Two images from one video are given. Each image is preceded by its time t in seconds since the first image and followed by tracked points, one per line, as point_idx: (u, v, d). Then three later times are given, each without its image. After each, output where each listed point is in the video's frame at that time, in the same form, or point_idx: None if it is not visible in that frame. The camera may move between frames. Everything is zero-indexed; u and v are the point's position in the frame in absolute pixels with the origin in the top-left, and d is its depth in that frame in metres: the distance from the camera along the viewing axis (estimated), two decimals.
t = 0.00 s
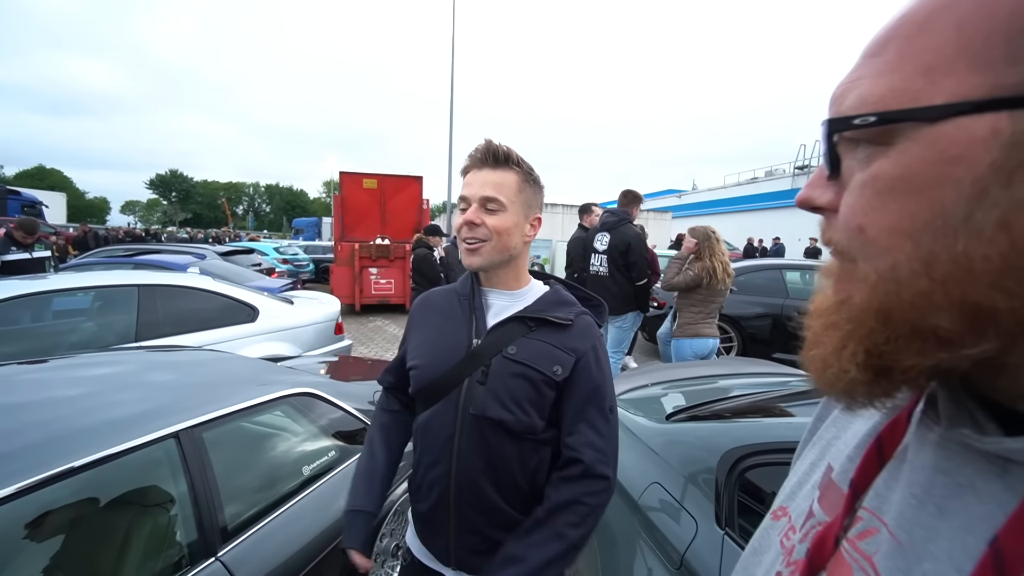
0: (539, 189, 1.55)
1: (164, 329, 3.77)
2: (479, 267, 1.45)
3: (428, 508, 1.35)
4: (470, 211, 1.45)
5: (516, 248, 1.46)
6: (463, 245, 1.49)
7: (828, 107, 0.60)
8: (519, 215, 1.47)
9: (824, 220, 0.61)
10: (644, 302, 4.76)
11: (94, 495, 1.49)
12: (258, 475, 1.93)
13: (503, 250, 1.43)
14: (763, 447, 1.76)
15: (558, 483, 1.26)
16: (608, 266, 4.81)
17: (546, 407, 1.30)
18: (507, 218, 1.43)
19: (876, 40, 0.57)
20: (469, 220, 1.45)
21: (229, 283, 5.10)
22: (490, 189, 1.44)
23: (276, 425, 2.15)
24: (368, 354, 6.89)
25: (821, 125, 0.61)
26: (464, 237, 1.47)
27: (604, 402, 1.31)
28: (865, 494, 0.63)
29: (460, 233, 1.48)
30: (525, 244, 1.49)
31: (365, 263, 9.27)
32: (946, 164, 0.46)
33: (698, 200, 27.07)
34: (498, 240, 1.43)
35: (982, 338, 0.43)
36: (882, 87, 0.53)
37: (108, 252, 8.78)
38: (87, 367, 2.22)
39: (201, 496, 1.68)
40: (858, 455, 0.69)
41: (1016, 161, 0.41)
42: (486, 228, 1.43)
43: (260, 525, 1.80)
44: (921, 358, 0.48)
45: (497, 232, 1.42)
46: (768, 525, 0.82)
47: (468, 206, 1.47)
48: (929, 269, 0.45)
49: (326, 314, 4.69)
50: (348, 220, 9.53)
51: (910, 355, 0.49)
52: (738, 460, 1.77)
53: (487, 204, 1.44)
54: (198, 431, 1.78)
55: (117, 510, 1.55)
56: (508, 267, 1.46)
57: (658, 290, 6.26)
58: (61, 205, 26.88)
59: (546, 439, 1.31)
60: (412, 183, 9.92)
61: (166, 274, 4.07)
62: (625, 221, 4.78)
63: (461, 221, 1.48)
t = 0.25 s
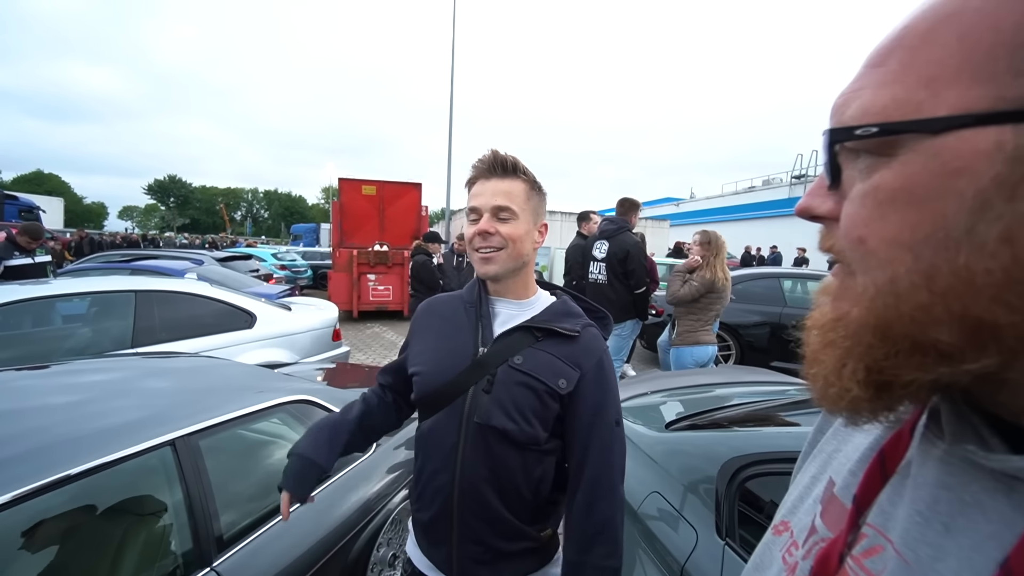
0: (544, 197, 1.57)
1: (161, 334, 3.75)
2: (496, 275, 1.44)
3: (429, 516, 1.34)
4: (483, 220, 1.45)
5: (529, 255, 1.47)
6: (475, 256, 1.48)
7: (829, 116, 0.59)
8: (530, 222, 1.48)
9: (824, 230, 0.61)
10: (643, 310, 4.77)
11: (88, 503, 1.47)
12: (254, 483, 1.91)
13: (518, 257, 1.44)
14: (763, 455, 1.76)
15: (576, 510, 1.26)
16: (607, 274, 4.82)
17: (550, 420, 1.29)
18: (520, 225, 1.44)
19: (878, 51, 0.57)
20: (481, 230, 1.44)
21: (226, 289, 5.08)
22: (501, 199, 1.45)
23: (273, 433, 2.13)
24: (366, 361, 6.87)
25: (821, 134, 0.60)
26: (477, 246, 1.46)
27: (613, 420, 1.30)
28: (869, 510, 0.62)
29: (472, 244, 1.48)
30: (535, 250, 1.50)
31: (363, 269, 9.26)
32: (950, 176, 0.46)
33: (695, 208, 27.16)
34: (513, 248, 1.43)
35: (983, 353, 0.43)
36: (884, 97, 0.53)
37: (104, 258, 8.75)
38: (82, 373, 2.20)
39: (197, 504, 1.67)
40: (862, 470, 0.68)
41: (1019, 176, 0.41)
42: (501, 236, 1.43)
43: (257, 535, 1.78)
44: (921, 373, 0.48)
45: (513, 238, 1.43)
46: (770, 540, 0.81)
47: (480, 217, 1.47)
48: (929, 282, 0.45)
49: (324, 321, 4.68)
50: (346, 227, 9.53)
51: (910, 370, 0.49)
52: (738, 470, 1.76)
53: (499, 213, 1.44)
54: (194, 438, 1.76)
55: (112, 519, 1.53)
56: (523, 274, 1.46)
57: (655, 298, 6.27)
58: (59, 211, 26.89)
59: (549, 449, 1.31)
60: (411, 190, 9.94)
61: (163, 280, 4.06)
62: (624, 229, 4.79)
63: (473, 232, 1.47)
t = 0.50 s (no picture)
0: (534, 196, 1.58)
1: (159, 339, 3.74)
2: (503, 277, 1.44)
3: (434, 517, 1.34)
4: (480, 225, 1.45)
5: (531, 252, 1.48)
6: (478, 261, 1.47)
7: (824, 119, 0.60)
8: (526, 220, 1.49)
9: (821, 229, 0.62)
10: (643, 310, 4.77)
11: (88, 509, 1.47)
12: (254, 487, 1.91)
13: (521, 255, 1.45)
14: (763, 455, 1.76)
15: (579, 505, 1.27)
16: (606, 275, 4.82)
17: (558, 421, 1.29)
18: (517, 223, 1.45)
19: (870, 54, 0.57)
20: (481, 235, 1.44)
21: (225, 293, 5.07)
22: (495, 201, 1.46)
23: (273, 437, 2.13)
24: (366, 363, 6.86)
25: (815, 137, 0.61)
26: (478, 251, 1.46)
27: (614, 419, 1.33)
28: (869, 509, 0.62)
29: (473, 249, 1.47)
30: (535, 247, 1.51)
31: (362, 272, 9.26)
32: (936, 177, 0.46)
33: (693, 208, 27.18)
34: (515, 246, 1.44)
35: (972, 350, 0.43)
36: (875, 101, 0.53)
37: (104, 263, 8.74)
38: (79, 379, 2.19)
39: (197, 509, 1.66)
40: (861, 468, 0.68)
41: (1004, 177, 0.41)
42: (501, 236, 1.43)
43: (257, 539, 1.78)
44: (911, 368, 0.49)
45: (514, 236, 1.43)
46: (769, 539, 0.81)
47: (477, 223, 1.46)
48: (917, 281, 0.45)
49: (323, 323, 4.67)
50: (345, 230, 9.53)
51: (902, 365, 0.49)
52: (739, 469, 1.76)
53: (496, 214, 1.45)
54: (193, 443, 1.76)
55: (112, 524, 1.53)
56: (526, 272, 1.46)
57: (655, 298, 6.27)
58: (57, 215, 26.82)
59: (556, 451, 1.31)
60: (410, 193, 9.95)
61: (162, 284, 4.05)
62: (623, 230, 4.79)
63: (472, 238, 1.47)
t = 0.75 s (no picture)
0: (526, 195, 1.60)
1: (154, 337, 3.73)
2: (494, 273, 1.45)
3: (429, 512, 1.35)
4: (477, 220, 1.45)
5: (522, 250, 1.49)
6: (470, 257, 1.48)
7: (810, 118, 0.61)
8: (519, 220, 1.51)
9: (807, 228, 0.63)
10: (639, 309, 4.79)
11: (83, 505, 1.47)
12: (249, 484, 1.91)
13: (513, 252, 1.46)
14: (755, 453, 1.78)
15: (566, 491, 1.29)
16: (603, 274, 4.83)
17: (551, 412, 1.31)
18: (511, 221, 1.47)
19: (855, 55, 0.58)
20: (476, 230, 1.45)
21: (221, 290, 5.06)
22: (491, 198, 1.47)
23: (268, 434, 2.14)
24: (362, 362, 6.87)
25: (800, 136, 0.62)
26: (472, 247, 1.46)
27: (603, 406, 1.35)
28: (852, 501, 0.63)
29: (466, 245, 1.47)
30: (525, 246, 1.53)
31: (359, 270, 9.25)
32: (914, 178, 0.47)
33: (690, 208, 27.24)
34: (508, 243, 1.45)
35: (950, 346, 0.45)
36: (859, 101, 0.54)
37: (99, 260, 8.70)
38: (72, 376, 2.19)
39: (192, 505, 1.67)
40: (846, 462, 0.69)
41: (980, 177, 0.43)
42: (496, 233, 1.44)
43: (253, 535, 1.79)
44: (893, 365, 0.50)
45: (508, 234, 1.45)
46: (756, 532, 0.83)
47: (473, 218, 1.47)
48: (897, 279, 0.46)
49: (319, 322, 4.67)
50: (342, 228, 9.52)
51: (885, 361, 0.51)
52: (732, 466, 1.77)
53: (491, 211, 1.46)
54: (189, 440, 1.76)
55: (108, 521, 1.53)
56: (515, 270, 1.48)
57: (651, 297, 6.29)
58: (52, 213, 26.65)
59: (550, 442, 1.32)
60: (407, 191, 9.94)
61: (157, 282, 4.04)
62: (619, 229, 4.80)
63: (467, 234, 1.47)
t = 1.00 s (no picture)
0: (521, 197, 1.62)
1: (152, 331, 3.73)
2: (490, 273, 1.46)
3: (424, 508, 1.36)
4: (479, 220, 1.46)
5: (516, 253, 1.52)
6: (467, 255, 1.48)
7: (802, 118, 0.62)
8: (516, 221, 1.53)
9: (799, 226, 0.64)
10: (636, 307, 4.80)
11: (79, 498, 1.48)
12: (246, 479, 1.92)
13: (510, 255, 1.48)
14: (750, 451, 1.79)
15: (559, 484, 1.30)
16: (601, 272, 4.84)
17: (541, 402, 1.32)
18: (511, 224, 1.49)
19: (844, 57, 0.58)
20: (477, 231, 1.45)
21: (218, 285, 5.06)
22: (496, 199, 1.48)
23: (265, 429, 2.14)
24: (359, 358, 6.87)
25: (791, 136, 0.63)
26: (471, 246, 1.46)
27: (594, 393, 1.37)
28: (839, 496, 0.65)
29: (465, 244, 1.48)
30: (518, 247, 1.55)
31: (357, 266, 9.24)
32: (892, 177, 0.48)
33: (688, 206, 27.26)
34: (506, 246, 1.48)
35: (932, 342, 0.45)
36: (844, 103, 0.55)
37: (96, 254, 8.68)
38: (69, 370, 2.19)
39: (189, 500, 1.68)
40: (834, 458, 0.70)
41: (954, 178, 0.44)
42: (496, 235, 1.46)
43: (250, 530, 1.79)
44: (880, 362, 0.50)
45: (507, 237, 1.47)
46: (747, 527, 0.84)
47: (474, 217, 1.47)
48: (880, 275, 0.47)
49: (317, 317, 4.67)
50: (340, 223, 9.51)
51: (870, 359, 0.51)
52: (727, 464, 1.79)
53: (495, 213, 1.47)
54: (185, 434, 1.77)
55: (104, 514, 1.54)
56: (509, 269, 1.50)
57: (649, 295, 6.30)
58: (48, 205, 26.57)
59: (542, 432, 1.33)
60: (406, 187, 9.93)
61: (154, 276, 4.04)
62: (617, 227, 4.81)
63: (467, 232, 1.47)
